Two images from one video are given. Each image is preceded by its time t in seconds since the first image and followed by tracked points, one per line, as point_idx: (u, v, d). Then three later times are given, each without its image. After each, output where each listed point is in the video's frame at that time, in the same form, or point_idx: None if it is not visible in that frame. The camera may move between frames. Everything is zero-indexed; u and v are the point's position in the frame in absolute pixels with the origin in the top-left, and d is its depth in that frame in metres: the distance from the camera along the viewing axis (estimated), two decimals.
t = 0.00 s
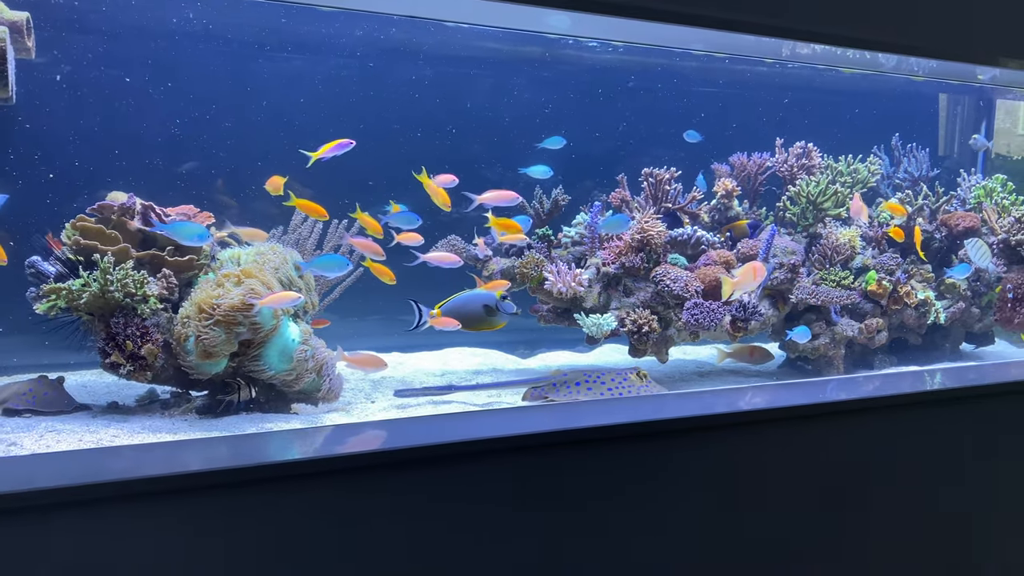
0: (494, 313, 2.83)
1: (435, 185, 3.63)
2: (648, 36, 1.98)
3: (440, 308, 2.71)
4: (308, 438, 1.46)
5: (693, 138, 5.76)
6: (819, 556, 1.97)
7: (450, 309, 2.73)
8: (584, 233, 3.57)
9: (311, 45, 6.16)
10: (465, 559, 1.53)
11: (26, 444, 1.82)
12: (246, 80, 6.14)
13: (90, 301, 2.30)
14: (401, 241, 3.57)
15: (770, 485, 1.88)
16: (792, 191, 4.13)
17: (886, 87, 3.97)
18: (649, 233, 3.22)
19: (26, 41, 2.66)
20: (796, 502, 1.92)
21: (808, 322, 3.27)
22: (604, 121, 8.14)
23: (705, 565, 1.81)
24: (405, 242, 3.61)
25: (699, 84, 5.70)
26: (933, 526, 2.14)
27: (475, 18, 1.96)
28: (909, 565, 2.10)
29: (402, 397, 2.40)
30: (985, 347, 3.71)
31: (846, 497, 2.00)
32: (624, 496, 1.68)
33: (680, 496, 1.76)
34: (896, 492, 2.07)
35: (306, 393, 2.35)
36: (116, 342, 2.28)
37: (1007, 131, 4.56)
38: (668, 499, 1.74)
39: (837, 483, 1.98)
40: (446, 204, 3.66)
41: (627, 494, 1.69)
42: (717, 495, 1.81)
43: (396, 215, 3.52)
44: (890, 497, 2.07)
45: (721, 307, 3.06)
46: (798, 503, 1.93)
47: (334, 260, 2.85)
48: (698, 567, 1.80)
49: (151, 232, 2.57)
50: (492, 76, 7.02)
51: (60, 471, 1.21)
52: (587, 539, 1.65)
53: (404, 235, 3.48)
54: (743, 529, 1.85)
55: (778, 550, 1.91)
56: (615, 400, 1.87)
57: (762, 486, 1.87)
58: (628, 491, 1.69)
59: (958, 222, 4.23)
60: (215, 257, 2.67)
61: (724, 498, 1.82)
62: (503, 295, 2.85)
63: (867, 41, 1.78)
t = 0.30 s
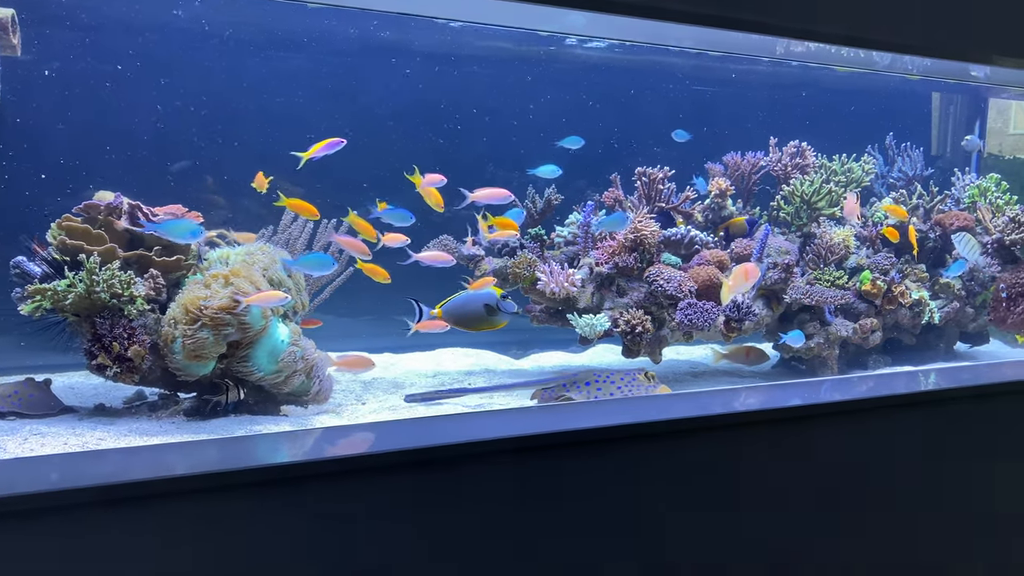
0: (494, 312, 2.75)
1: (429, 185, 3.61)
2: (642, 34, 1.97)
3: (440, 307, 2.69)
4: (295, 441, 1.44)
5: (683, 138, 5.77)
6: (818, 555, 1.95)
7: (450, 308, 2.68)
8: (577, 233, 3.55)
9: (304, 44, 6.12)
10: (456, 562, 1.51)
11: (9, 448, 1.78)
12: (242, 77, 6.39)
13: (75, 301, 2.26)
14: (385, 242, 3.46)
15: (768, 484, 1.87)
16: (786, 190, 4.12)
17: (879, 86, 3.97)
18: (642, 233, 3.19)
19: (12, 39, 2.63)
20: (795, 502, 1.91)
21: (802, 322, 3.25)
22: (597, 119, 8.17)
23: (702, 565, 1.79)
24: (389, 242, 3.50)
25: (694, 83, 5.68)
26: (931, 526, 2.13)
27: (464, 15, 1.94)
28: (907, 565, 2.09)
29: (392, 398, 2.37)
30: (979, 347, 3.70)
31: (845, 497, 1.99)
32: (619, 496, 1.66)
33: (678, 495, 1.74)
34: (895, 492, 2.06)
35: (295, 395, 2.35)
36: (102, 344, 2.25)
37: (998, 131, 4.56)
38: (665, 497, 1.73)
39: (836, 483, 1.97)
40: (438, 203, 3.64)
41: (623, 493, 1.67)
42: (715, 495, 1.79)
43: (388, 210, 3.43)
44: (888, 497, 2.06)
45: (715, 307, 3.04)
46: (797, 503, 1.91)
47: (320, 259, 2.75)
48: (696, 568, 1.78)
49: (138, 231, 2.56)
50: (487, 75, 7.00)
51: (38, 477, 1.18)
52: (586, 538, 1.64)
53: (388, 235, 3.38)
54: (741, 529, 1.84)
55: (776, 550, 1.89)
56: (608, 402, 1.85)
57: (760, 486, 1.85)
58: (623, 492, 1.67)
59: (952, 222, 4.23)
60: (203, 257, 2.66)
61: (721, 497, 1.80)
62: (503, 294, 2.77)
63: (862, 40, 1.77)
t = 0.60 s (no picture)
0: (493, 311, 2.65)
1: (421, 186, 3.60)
2: (636, 32, 1.95)
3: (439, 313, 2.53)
4: (285, 444, 1.41)
5: (669, 138, 5.76)
6: (819, 554, 1.94)
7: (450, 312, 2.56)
8: (569, 233, 3.53)
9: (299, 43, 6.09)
10: (452, 565, 1.49)
11: None
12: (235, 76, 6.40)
13: (60, 303, 2.23)
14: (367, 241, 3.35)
15: (770, 483, 1.86)
16: (779, 190, 4.11)
17: (872, 84, 3.97)
18: (635, 233, 3.18)
19: None
20: (795, 502, 1.90)
21: (796, 322, 3.25)
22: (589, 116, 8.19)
23: (702, 565, 1.78)
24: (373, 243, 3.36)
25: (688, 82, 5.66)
26: (933, 524, 2.12)
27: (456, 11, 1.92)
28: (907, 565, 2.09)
29: (383, 400, 2.35)
30: (972, 347, 3.70)
31: (846, 496, 1.98)
32: (620, 495, 1.65)
33: (679, 493, 1.73)
34: (897, 492, 2.06)
35: (284, 397, 2.32)
36: (87, 345, 2.21)
37: (989, 131, 4.57)
38: (665, 497, 1.71)
39: (837, 483, 1.96)
40: (429, 203, 3.61)
41: (622, 492, 1.65)
42: (716, 495, 1.78)
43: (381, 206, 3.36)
44: (889, 497, 2.05)
45: (708, 307, 3.03)
46: (798, 503, 1.91)
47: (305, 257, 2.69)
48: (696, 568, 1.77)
49: (124, 231, 2.53)
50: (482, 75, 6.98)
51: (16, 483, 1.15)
52: (585, 539, 1.62)
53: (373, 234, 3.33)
54: (741, 528, 1.83)
55: (777, 547, 1.88)
56: (601, 403, 1.84)
57: (761, 486, 1.85)
58: (622, 493, 1.65)
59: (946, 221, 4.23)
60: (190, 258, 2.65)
61: (722, 498, 1.79)
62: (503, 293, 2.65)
63: (859, 38, 1.76)
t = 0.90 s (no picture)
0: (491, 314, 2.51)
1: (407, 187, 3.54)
2: (628, 29, 1.94)
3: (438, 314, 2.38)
4: (275, 447, 1.39)
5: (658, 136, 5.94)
6: (820, 554, 1.94)
7: (448, 313, 2.42)
8: (561, 233, 3.51)
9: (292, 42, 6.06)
10: (446, 568, 1.47)
11: None
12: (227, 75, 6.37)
13: (44, 304, 2.22)
14: (352, 239, 3.32)
15: (771, 482, 1.85)
16: (773, 189, 4.09)
17: (864, 83, 3.97)
18: (627, 233, 3.18)
19: None
20: (796, 501, 1.89)
21: (789, 322, 3.23)
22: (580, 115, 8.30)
23: (702, 565, 1.77)
24: (359, 242, 3.33)
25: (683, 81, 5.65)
26: (932, 524, 2.12)
27: (448, 8, 1.90)
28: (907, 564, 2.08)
29: (374, 401, 2.32)
30: (966, 347, 3.68)
31: (846, 495, 1.97)
32: (617, 495, 1.63)
33: (679, 492, 1.72)
34: (896, 491, 2.05)
35: (273, 399, 2.28)
36: (73, 347, 2.19)
37: (981, 131, 4.58)
38: (665, 497, 1.70)
39: (838, 483, 1.95)
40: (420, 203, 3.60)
41: (621, 492, 1.64)
42: (716, 494, 1.77)
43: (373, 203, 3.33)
44: (887, 496, 2.04)
45: (701, 308, 3.01)
46: (798, 502, 1.90)
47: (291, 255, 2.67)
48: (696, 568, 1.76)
49: (110, 231, 2.50)
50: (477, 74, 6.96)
51: None
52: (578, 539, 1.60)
53: (359, 232, 3.31)
54: (743, 528, 1.82)
55: (778, 547, 1.87)
56: (595, 404, 1.82)
57: (762, 485, 1.84)
58: (620, 494, 1.64)
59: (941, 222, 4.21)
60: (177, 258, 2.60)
61: (722, 497, 1.78)
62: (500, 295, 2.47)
63: (854, 35, 1.74)
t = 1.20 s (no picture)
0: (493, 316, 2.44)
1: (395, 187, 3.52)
2: (619, 27, 1.92)
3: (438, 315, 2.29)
4: (262, 449, 1.37)
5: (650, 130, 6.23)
6: (821, 555, 1.93)
7: (449, 315, 2.33)
8: (552, 233, 3.50)
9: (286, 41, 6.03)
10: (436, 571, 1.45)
11: None
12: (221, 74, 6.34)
13: (29, 304, 2.19)
14: (337, 237, 3.30)
15: (772, 482, 1.84)
16: (765, 189, 4.08)
17: (856, 82, 3.97)
18: (619, 233, 3.17)
19: None
20: (799, 500, 1.89)
21: (782, 323, 3.22)
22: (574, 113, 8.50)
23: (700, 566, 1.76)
24: (344, 240, 3.30)
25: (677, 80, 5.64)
26: (932, 524, 2.11)
27: (437, 5, 1.88)
28: (908, 564, 2.07)
29: (364, 403, 2.29)
30: (960, 347, 3.68)
31: (850, 497, 1.97)
32: (611, 496, 1.62)
33: (680, 491, 1.71)
34: (897, 491, 2.04)
35: (262, 401, 2.26)
36: (57, 349, 2.17)
37: (972, 131, 4.59)
38: (663, 496, 1.69)
39: (837, 483, 1.94)
40: (411, 202, 3.57)
41: (615, 493, 1.62)
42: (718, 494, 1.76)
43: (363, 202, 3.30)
44: (889, 496, 2.03)
45: (693, 308, 2.99)
46: (800, 502, 1.89)
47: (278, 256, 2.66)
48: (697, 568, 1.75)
49: (96, 231, 2.47)
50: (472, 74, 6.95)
51: None
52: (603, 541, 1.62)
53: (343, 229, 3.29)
54: (743, 529, 1.81)
55: (778, 548, 1.86)
56: (586, 405, 1.80)
57: (763, 485, 1.83)
58: (617, 495, 1.62)
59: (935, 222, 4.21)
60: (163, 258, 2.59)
61: (722, 497, 1.77)
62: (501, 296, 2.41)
63: (846, 33, 1.73)
